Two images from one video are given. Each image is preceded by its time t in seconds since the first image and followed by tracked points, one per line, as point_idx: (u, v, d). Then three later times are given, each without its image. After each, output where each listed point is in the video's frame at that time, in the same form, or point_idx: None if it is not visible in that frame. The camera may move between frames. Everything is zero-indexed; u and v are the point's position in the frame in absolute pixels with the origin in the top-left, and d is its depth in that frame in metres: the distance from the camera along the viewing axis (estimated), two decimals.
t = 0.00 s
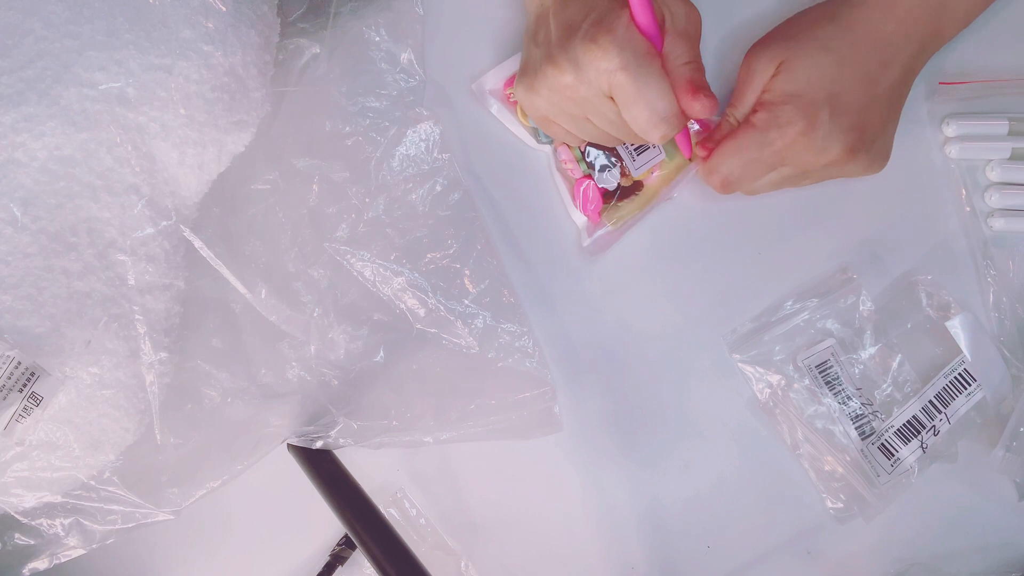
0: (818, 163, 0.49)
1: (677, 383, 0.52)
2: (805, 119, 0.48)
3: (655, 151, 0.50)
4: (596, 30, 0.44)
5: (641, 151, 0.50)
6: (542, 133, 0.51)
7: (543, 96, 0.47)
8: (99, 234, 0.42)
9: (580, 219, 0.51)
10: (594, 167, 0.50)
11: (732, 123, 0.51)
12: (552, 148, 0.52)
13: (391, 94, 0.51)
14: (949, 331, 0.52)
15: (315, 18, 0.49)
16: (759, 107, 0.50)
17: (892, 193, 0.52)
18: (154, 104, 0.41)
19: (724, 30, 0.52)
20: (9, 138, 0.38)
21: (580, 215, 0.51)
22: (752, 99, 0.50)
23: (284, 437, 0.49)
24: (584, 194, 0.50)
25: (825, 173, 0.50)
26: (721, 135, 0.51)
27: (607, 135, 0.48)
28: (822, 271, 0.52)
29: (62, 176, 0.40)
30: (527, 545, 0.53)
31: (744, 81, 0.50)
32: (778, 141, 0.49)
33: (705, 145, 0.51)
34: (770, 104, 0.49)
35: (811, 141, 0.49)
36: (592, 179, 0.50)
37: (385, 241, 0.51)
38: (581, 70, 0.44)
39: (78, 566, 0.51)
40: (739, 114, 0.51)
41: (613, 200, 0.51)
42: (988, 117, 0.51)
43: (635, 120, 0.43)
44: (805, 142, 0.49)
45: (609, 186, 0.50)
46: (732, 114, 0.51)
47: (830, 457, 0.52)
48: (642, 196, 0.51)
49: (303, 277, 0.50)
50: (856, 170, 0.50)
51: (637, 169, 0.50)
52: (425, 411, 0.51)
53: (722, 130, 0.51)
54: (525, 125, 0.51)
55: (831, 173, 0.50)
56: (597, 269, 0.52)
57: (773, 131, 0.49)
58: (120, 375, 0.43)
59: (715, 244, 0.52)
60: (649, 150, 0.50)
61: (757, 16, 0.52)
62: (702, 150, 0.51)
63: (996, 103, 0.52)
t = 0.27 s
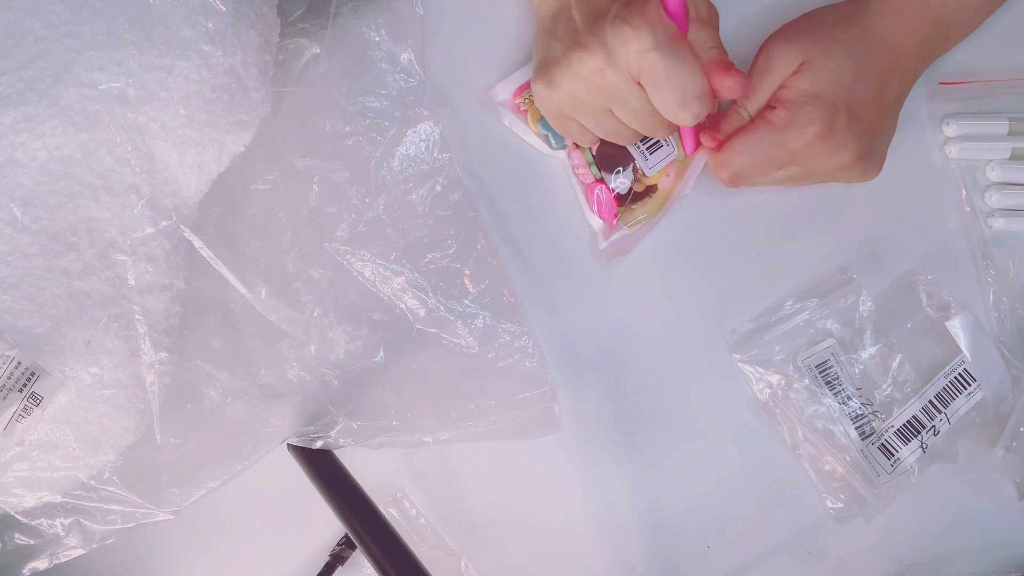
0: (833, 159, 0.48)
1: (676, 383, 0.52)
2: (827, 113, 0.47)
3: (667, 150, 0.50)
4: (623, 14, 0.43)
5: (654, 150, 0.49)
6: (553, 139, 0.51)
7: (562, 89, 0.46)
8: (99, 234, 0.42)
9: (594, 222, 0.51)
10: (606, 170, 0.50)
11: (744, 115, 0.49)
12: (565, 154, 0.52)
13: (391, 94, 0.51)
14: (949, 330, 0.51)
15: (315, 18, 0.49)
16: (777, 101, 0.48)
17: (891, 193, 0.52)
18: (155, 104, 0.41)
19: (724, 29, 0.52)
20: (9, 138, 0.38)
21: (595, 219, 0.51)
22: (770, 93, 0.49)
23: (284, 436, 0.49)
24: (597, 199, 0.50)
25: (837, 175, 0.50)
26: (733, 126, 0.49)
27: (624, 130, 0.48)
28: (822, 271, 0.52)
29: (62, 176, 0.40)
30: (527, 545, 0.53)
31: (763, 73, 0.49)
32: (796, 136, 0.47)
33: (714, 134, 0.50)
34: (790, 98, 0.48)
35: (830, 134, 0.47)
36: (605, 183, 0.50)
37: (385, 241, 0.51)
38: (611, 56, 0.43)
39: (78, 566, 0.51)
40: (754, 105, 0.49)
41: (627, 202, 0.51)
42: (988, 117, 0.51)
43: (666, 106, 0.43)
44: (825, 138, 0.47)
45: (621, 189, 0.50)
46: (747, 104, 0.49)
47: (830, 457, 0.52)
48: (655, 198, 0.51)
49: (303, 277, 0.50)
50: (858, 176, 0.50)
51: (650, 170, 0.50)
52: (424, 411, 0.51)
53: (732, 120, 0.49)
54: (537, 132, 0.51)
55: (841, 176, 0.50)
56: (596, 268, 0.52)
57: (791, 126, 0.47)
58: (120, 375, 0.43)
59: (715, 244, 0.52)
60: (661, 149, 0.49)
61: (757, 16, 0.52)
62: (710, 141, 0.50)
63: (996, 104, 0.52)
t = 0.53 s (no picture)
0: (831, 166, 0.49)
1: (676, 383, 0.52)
2: (830, 132, 0.48)
3: (660, 153, 0.48)
4: None
5: (647, 153, 0.48)
6: (552, 138, 0.51)
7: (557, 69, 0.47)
8: (99, 234, 0.42)
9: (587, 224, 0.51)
10: (598, 171, 0.49)
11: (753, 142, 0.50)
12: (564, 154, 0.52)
13: (391, 94, 0.51)
14: (949, 330, 0.51)
15: (314, 18, 0.49)
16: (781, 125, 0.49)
17: (891, 193, 0.52)
18: (155, 104, 0.41)
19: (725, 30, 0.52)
20: (9, 138, 0.38)
21: (584, 220, 0.51)
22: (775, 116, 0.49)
23: (284, 436, 0.49)
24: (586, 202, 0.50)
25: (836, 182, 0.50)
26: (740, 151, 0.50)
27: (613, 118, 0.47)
28: (822, 271, 0.52)
29: (62, 176, 0.40)
30: (527, 545, 0.53)
31: (767, 96, 0.49)
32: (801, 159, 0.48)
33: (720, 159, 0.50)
34: (795, 121, 0.48)
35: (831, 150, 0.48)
36: (594, 184, 0.49)
37: (385, 241, 0.51)
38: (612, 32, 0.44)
39: (78, 566, 0.52)
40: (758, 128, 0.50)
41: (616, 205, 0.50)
42: (988, 117, 0.51)
43: (648, 77, 0.43)
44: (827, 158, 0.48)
45: (611, 191, 0.49)
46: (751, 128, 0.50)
47: (830, 457, 0.52)
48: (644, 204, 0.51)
49: (303, 277, 0.50)
50: (856, 177, 0.50)
51: (643, 170, 0.48)
52: (424, 411, 0.51)
53: (741, 148, 0.50)
54: (536, 129, 0.51)
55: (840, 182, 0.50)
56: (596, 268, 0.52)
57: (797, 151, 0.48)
58: (120, 375, 0.43)
59: (715, 244, 0.52)
60: (655, 151, 0.48)
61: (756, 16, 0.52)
62: (720, 169, 0.50)
63: (996, 104, 0.52)
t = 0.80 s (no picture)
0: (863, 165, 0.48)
1: (676, 383, 0.52)
2: (876, 139, 0.48)
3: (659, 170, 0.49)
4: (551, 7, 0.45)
5: (645, 168, 0.49)
6: (551, 147, 0.51)
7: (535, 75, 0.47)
8: (99, 234, 0.42)
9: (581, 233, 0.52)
10: (595, 183, 0.50)
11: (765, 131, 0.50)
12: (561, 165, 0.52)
13: (391, 94, 0.51)
14: (949, 331, 0.52)
15: (314, 18, 0.49)
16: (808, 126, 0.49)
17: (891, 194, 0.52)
18: (155, 104, 0.41)
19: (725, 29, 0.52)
20: (9, 138, 0.38)
21: (579, 230, 0.52)
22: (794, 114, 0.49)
23: (284, 436, 0.49)
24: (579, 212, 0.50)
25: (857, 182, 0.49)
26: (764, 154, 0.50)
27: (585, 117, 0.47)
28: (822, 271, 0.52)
29: (62, 176, 0.40)
30: (527, 544, 0.53)
31: (785, 105, 0.49)
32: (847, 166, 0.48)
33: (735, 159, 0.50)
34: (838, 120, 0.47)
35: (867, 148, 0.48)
36: (589, 197, 0.50)
37: (385, 241, 0.51)
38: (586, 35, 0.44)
39: (78, 566, 0.51)
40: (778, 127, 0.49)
41: (612, 218, 0.51)
42: (988, 117, 0.51)
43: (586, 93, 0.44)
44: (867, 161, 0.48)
45: (607, 204, 0.50)
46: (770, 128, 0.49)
47: (830, 457, 0.52)
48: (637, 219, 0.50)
49: (303, 277, 0.50)
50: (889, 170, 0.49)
51: (637, 188, 0.49)
52: (424, 411, 0.51)
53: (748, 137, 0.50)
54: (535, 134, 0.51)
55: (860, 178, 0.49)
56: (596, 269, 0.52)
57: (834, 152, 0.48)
58: (120, 375, 0.43)
59: (715, 245, 0.52)
60: (654, 168, 0.48)
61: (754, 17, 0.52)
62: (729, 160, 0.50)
63: (996, 104, 0.52)
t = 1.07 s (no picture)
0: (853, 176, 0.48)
1: (676, 383, 0.52)
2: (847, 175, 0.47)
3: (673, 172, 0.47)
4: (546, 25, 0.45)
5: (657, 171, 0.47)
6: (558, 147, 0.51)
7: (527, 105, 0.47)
8: (99, 234, 0.41)
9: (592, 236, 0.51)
10: (605, 185, 0.49)
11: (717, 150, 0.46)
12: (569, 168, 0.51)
13: (391, 94, 0.51)
14: (949, 330, 0.52)
15: (314, 17, 0.49)
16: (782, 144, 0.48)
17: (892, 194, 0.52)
18: (155, 104, 0.41)
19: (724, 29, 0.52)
20: (9, 138, 0.38)
21: (588, 232, 0.51)
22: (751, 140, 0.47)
23: (284, 436, 0.49)
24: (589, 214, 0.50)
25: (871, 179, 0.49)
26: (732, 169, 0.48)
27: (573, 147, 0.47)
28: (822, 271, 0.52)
29: (62, 176, 0.40)
30: (527, 544, 0.53)
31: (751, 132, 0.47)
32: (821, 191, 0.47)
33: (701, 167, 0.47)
34: (811, 145, 0.46)
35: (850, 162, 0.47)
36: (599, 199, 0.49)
37: (385, 241, 0.51)
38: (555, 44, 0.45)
39: (78, 566, 0.52)
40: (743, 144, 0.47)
41: (622, 220, 0.49)
42: (988, 117, 0.51)
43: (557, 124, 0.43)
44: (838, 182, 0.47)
45: (616, 206, 0.49)
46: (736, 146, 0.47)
47: (830, 457, 0.52)
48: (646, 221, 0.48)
49: (304, 277, 0.50)
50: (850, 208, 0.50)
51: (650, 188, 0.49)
52: (425, 411, 0.51)
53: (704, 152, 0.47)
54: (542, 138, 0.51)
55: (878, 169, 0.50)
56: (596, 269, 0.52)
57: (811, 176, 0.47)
58: (120, 375, 0.43)
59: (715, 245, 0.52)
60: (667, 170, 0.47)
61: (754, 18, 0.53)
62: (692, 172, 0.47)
63: (995, 104, 0.52)
